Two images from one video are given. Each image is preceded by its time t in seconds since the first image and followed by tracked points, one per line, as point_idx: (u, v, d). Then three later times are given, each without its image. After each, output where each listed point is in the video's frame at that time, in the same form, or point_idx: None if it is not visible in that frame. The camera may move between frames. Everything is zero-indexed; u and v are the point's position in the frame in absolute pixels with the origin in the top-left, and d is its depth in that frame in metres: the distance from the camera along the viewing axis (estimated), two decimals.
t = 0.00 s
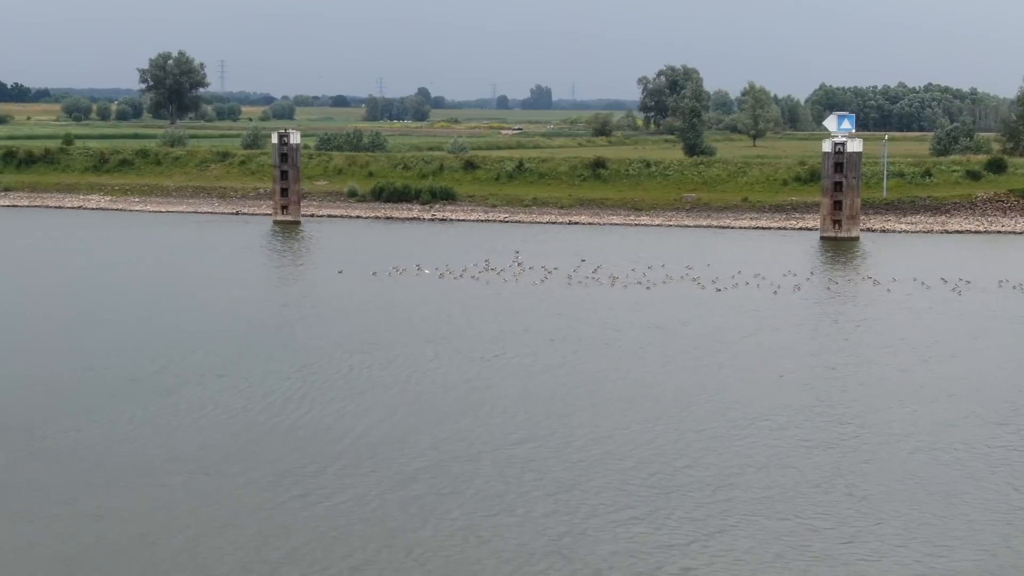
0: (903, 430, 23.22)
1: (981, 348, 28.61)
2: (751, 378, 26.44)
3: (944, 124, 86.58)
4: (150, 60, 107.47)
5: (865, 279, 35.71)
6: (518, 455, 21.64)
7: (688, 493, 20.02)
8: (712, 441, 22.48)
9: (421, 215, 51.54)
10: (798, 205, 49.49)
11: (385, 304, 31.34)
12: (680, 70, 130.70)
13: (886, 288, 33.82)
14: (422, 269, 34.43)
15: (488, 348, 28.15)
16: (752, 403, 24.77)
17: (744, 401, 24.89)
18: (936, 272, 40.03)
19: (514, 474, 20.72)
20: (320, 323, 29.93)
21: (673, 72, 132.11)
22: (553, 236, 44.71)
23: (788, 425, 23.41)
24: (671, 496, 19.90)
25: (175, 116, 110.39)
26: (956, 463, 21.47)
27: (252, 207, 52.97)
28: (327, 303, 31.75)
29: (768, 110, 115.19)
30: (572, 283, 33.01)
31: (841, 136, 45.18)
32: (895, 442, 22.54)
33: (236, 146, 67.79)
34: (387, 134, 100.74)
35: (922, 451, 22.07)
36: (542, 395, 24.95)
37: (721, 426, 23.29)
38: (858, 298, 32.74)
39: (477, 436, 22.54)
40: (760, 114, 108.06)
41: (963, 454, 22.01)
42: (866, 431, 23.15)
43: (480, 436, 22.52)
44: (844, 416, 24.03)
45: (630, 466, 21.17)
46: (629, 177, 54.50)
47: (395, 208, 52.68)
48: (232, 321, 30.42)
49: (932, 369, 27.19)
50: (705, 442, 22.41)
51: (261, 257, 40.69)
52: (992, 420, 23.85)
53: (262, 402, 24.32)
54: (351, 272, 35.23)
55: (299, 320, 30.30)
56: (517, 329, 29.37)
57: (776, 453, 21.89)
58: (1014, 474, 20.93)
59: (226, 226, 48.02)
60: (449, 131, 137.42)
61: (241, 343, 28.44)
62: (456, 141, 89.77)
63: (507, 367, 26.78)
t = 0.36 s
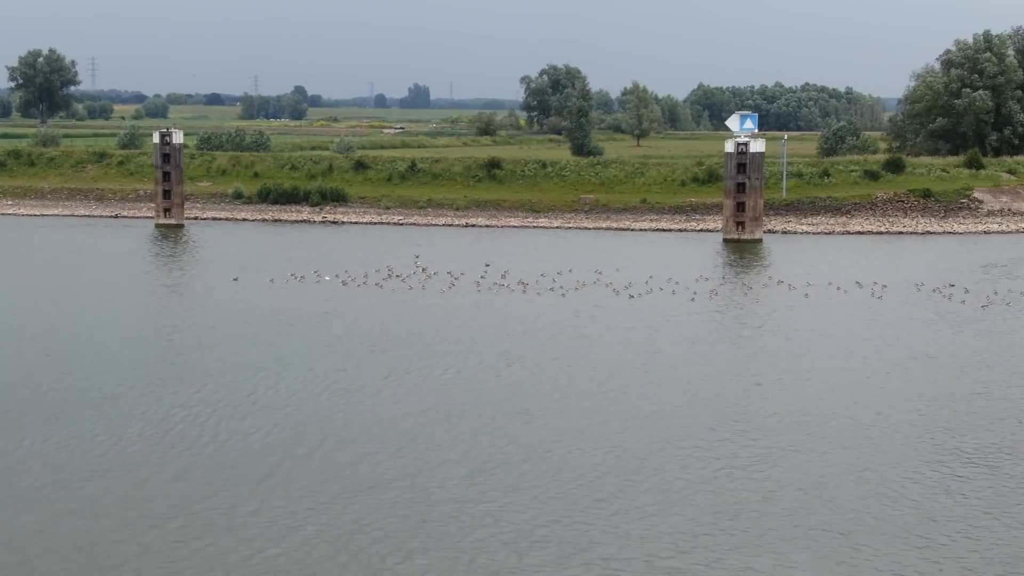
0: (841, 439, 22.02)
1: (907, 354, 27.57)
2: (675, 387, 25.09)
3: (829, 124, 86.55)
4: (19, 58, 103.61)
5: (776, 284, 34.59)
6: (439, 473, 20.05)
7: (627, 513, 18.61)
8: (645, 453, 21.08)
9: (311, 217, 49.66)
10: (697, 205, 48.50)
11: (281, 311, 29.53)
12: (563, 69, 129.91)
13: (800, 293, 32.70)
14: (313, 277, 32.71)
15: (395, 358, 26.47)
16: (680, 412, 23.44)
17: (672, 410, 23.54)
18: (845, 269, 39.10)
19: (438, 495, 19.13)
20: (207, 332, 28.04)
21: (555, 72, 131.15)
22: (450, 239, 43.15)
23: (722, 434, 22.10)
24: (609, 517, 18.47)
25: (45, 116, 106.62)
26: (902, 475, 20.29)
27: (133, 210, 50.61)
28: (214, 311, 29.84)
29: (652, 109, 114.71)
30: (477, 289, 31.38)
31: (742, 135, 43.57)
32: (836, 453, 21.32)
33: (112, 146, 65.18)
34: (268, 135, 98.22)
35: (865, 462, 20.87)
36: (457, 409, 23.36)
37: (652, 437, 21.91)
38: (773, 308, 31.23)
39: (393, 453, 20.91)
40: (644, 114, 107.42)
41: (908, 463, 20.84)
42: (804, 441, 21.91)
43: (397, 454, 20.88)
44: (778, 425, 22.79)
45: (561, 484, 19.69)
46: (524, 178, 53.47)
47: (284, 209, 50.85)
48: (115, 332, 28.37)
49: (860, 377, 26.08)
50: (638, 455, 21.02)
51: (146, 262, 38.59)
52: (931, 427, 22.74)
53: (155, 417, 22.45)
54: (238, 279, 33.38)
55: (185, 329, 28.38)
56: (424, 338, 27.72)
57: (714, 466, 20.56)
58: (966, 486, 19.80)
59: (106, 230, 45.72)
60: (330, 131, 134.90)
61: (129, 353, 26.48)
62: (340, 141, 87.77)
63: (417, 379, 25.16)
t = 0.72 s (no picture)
0: (786, 460, 20.99)
1: (839, 367, 26.65)
2: (610, 396, 23.86)
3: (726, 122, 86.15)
4: None
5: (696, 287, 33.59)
6: (374, 497, 18.70)
7: (582, 546, 17.46)
8: (586, 476, 19.86)
9: (207, 220, 47.79)
10: (607, 207, 47.56)
11: (185, 321, 27.84)
12: (455, 67, 128.55)
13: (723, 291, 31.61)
14: (216, 287, 31.00)
15: (311, 362, 24.95)
16: (616, 425, 22.25)
17: (606, 423, 22.36)
18: (763, 273, 38.20)
19: (372, 525, 17.72)
20: (108, 344, 26.26)
21: (448, 70, 129.57)
22: (356, 243, 41.58)
23: (662, 454, 20.97)
24: (555, 553, 17.21)
25: None
26: (855, 504, 19.31)
27: (18, 213, 48.27)
28: (114, 321, 28.05)
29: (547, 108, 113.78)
30: (389, 295, 29.76)
31: (656, 135, 42.57)
32: (784, 476, 20.28)
33: None
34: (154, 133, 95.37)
35: (816, 489, 19.84)
36: (382, 417, 21.92)
37: (589, 458, 20.70)
38: (699, 307, 29.81)
39: (317, 473, 19.44)
40: (539, 113, 106.27)
41: (862, 485, 19.86)
42: (750, 463, 20.85)
43: (321, 474, 19.42)
44: (720, 443, 21.69)
45: (500, 512, 18.39)
46: (428, 179, 52.35)
47: (179, 212, 48.88)
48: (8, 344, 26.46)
49: (795, 389, 25.11)
50: (578, 478, 19.81)
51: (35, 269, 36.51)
52: (877, 450, 21.84)
53: (61, 437, 20.77)
54: (136, 288, 31.55)
55: (84, 341, 26.54)
56: (340, 342, 26.21)
57: (658, 491, 19.41)
58: (925, 515, 18.86)
59: None
60: (217, 130, 131.97)
61: (27, 367, 24.68)
62: (230, 140, 85.44)
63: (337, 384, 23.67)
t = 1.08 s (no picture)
0: (736, 467, 19.89)
1: (775, 368, 25.64)
2: (537, 407, 22.64)
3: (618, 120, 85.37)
4: None
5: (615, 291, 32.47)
6: (302, 526, 17.26)
7: (531, 568, 16.20)
8: (526, 492, 18.62)
9: (93, 224, 45.63)
10: (510, 209, 46.36)
11: (78, 334, 26.04)
12: (341, 65, 126.53)
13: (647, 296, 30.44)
14: (111, 297, 29.14)
15: (222, 378, 23.40)
16: (554, 438, 21.03)
17: (543, 435, 21.12)
18: (678, 273, 37.17)
19: (305, 560, 16.29)
20: None
21: (333, 68, 127.38)
22: (254, 247, 39.88)
23: (606, 466, 19.77)
24: None
25: None
26: (813, 509, 18.25)
27: None
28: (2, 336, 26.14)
29: (435, 107, 112.26)
30: (297, 306, 28.16)
31: (562, 135, 41.51)
32: (736, 484, 19.18)
33: None
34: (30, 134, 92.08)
35: (770, 495, 18.76)
36: (305, 439, 20.48)
37: (529, 471, 19.44)
38: (624, 314, 28.61)
39: (238, 503, 17.95)
40: (428, 112, 104.74)
41: (814, 493, 18.87)
42: (699, 470, 19.72)
43: (242, 504, 17.92)
44: (664, 451, 20.55)
45: (440, 536, 17.08)
46: (324, 180, 50.78)
47: (62, 215, 46.64)
48: None
49: (735, 393, 24.06)
50: (520, 494, 18.53)
51: None
52: (826, 451, 20.82)
53: None
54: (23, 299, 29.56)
55: None
56: (251, 356, 24.66)
57: (606, 504, 18.20)
58: (889, 519, 17.86)
59: None
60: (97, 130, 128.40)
61: None
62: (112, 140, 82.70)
63: (252, 403, 22.16)
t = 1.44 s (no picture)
0: (687, 489, 18.86)
1: (712, 375, 24.66)
2: (477, 420, 21.49)
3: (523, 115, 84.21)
4: None
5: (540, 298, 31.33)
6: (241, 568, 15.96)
7: None
8: (477, 521, 17.49)
9: None
10: (424, 210, 45.09)
11: None
12: (236, 61, 123.89)
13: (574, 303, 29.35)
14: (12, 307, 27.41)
15: (133, 397, 21.90)
16: (492, 457, 19.87)
17: (481, 455, 19.95)
18: (600, 278, 36.15)
19: None
20: None
21: (229, 64, 124.73)
22: (160, 252, 38.20)
23: (551, 490, 18.65)
24: None
25: None
26: (773, 537, 17.29)
27: None
28: None
29: (333, 104, 110.19)
30: (209, 316, 26.63)
31: (480, 134, 40.37)
32: (688, 509, 18.16)
33: None
34: None
35: (726, 520, 17.76)
36: (228, 467, 19.11)
37: (471, 497, 18.26)
38: (554, 322, 27.44)
39: (160, 544, 16.58)
40: (327, 110, 102.70)
41: (778, 517, 17.96)
42: (649, 493, 18.67)
43: (164, 545, 16.55)
44: (610, 472, 19.47)
45: None
46: (228, 180, 49.07)
47: None
48: None
49: (675, 403, 23.05)
50: (463, 525, 17.37)
51: None
52: (778, 469, 19.88)
53: None
54: None
55: None
56: (163, 372, 23.17)
57: (556, 536, 17.10)
58: (854, 549, 16.96)
59: None
60: None
61: None
62: None
63: (168, 424, 20.72)
